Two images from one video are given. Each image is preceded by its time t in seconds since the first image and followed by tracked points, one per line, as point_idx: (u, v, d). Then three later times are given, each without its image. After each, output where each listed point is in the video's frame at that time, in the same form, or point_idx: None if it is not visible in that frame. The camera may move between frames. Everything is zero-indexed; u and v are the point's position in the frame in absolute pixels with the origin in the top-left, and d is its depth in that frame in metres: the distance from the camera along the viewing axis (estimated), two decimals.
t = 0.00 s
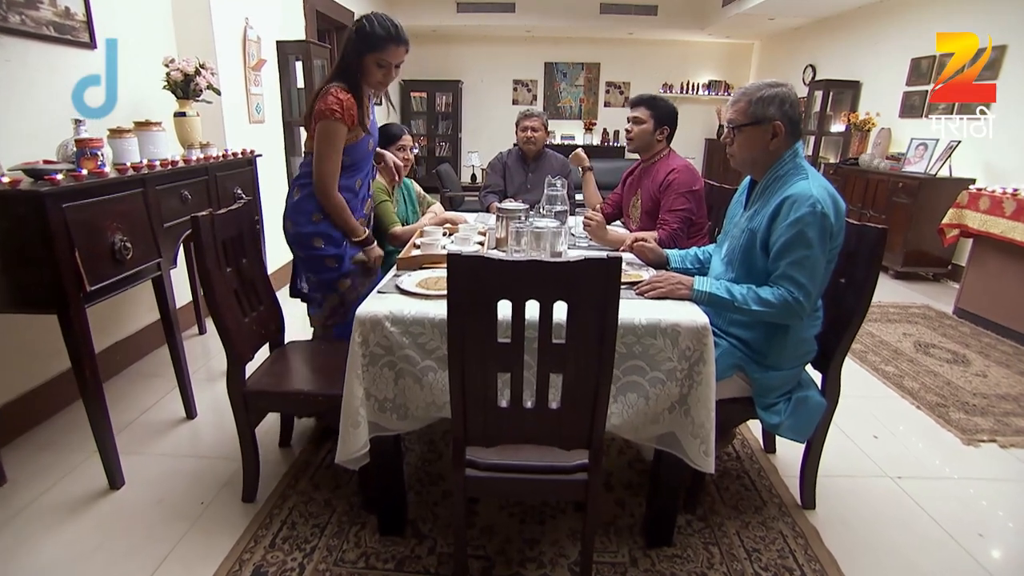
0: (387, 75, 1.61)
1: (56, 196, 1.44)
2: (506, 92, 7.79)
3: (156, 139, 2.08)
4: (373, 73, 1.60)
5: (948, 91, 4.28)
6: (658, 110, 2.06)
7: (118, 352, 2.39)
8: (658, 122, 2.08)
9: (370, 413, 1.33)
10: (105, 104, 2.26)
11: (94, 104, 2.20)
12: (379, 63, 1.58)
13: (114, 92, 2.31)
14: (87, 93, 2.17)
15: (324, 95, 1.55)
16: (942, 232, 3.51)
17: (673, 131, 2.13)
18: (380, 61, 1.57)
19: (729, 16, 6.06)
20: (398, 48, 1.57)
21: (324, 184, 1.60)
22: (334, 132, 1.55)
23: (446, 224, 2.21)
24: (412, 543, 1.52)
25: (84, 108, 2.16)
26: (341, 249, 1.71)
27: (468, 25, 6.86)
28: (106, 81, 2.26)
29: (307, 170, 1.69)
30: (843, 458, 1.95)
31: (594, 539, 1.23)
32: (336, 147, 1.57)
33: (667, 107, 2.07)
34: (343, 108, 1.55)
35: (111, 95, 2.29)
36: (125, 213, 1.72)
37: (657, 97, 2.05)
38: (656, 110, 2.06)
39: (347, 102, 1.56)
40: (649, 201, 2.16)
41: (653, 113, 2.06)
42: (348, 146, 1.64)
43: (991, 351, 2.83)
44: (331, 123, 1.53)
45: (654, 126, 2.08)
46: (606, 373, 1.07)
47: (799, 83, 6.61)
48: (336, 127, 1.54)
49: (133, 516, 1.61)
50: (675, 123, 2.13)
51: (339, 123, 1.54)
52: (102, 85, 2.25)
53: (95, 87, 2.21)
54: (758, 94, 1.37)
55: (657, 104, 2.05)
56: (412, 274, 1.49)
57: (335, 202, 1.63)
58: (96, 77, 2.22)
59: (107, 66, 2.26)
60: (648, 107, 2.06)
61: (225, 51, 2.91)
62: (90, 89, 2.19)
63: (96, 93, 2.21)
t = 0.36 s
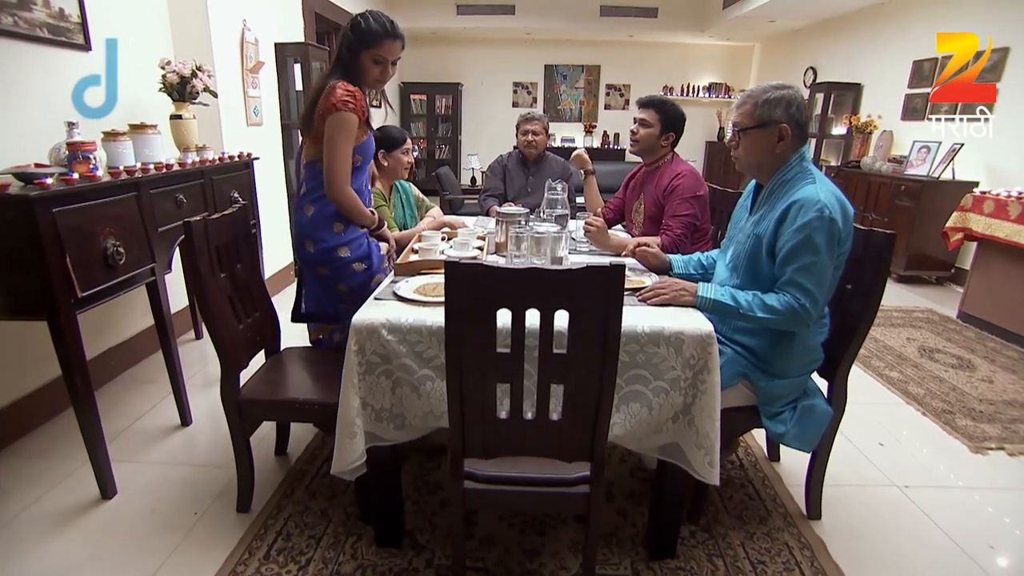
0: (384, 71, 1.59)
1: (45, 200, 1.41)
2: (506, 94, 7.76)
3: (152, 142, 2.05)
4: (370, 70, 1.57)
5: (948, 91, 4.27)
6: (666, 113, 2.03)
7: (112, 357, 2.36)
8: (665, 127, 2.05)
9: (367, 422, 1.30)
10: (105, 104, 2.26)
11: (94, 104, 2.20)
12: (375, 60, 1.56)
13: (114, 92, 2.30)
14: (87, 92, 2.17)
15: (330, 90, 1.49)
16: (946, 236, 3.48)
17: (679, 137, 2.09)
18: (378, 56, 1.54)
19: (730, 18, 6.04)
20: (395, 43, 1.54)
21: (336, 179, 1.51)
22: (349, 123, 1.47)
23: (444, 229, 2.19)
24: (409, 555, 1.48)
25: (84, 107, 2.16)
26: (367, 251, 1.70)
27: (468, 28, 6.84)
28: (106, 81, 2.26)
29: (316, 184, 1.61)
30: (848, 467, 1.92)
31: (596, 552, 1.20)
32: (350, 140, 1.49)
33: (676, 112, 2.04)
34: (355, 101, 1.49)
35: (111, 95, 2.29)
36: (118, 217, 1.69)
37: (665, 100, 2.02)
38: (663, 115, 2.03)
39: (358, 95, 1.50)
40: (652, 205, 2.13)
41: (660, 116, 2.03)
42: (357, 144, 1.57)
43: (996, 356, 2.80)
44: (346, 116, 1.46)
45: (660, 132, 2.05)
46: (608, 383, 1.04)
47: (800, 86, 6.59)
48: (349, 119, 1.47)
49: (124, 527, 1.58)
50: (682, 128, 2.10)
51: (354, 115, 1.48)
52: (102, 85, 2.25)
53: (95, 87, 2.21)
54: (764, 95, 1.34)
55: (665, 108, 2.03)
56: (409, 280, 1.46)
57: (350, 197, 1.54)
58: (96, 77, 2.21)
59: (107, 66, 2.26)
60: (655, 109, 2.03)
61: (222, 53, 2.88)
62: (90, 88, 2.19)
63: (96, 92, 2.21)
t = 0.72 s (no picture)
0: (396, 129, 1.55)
1: (36, 205, 1.38)
2: (506, 97, 7.75)
3: (147, 146, 2.03)
4: (379, 129, 1.53)
5: (948, 92, 4.27)
6: (671, 119, 2.00)
7: (105, 364, 2.32)
8: (670, 133, 2.02)
9: (363, 433, 1.27)
10: (105, 103, 2.26)
11: (93, 103, 2.20)
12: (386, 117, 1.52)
13: (115, 92, 2.30)
14: (86, 92, 2.16)
15: (343, 152, 1.43)
16: (949, 239, 3.46)
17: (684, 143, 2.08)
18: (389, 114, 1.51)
19: (730, 21, 6.03)
20: (402, 99, 1.52)
21: (342, 248, 1.43)
22: (360, 184, 1.40)
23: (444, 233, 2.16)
24: (407, 567, 1.45)
25: (84, 107, 2.15)
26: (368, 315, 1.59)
27: (467, 31, 6.83)
28: (107, 81, 2.26)
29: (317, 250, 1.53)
30: (854, 475, 1.89)
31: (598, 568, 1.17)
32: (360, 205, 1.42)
33: (681, 117, 2.01)
34: (367, 163, 1.42)
35: (111, 95, 2.29)
36: (111, 223, 1.66)
37: (670, 105, 1.98)
38: (668, 121, 2.00)
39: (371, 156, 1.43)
40: (656, 211, 2.11)
41: (664, 122, 2.00)
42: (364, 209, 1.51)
43: (1001, 362, 2.77)
44: (357, 176, 1.39)
45: (665, 138, 2.03)
46: (611, 395, 1.01)
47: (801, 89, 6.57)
48: (361, 179, 1.40)
49: (116, 538, 1.55)
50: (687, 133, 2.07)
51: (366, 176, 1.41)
52: (102, 85, 2.25)
53: (95, 87, 2.21)
54: (769, 100, 1.31)
55: (671, 113, 2.00)
56: (407, 287, 1.43)
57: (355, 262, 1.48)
58: (96, 77, 2.21)
59: (107, 66, 2.26)
60: (658, 113, 2.00)
61: (220, 56, 2.86)
62: (90, 88, 2.19)
63: (95, 92, 2.21)
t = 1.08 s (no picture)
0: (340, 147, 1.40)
1: (27, 203, 1.36)
2: (506, 94, 7.71)
3: (143, 143, 2.00)
4: (323, 153, 1.37)
5: (948, 91, 4.27)
6: (656, 116, 1.97)
7: (101, 364, 2.30)
8: (655, 129, 2.00)
9: (361, 435, 1.25)
10: (105, 103, 2.26)
11: (93, 103, 2.19)
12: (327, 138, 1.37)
13: (115, 93, 2.30)
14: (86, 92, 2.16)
15: (262, 208, 1.27)
16: (953, 237, 3.42)
17: (676, 139, 2.02)
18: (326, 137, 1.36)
19: (732, 17, 5.98)
20: (336, 119, 1.37)
21: (282, 313, 1.29)
22: (282, 246, 1.25)
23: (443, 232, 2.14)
24: (405, 571, 1.43)
25: (84, 108, 2.15)
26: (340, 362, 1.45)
27: (467, 27, 6.79)
28: (106, 81, 2.26)
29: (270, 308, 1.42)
30: (858, 477, 1.87)
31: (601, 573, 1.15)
32: (289, 264, 1.27)
33: (674, 113, 1.97)
34: (287, 217, 1.26)
35: (111, 95, 2.28)
36: (105, 221, 1.64)
37: (657, 102, 1.96)
38: (654, 117, 1.98)
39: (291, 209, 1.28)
40: (658, 210, 2.09)
41: (649, 119, 1.98)
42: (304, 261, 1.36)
43: (1005, 361, 2.75)
44: (278, 238, 1.25)
45: (649, 134, 2.01)
46: (614, 398, 0.99)
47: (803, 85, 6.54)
48: (284, 237, 1.25)
49: (110, 541, 1.53)
50: (680, 128, 2.01)
51: (288, 234, 1.26)
52: (102, 85, 2.24)
53: (95, 87, 2.21)
54: (773, 96, 1.29)
55: (657, 110, 1.97)
56: (406, 287, 1.41)
57: (306, 319, 1.34)
58: (96, 77, 2.21)
59: (106, 66, 2.26)
60: (646, 113, 1.99)
61: (217, 52, 2.83)
62: (90, 88, 2.19)
63: (95, 92, 2.21)
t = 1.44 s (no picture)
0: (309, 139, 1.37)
1: (22, 199, 1.34)
2: (508, 90, 7.67)
3: (142, 138, 1.98)
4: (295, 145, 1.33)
5: (949, 91, 4.29)
6: (666, 109, 1.95)
7: (100, 361, 2.29)
8: (666, 122, 1.97)
9: (361, 434, 1.23)
10: (105, 103, 2.24)
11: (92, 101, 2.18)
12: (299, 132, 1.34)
13: (115, 92, 2.29)
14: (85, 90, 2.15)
15: (232, 208, 1.26)
16: (958, 233, 3.38)
17: (683, 132, 2.00)
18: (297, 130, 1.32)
19: (735, 12, 5.94)
20: (310, 111, 1.34)
21: (265, 312, 1.29)
22: (254, 244, 1.24)
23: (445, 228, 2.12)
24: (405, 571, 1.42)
25: (84, 107, 2.15)
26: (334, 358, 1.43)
27: (468, 22, 6.74)
28: (107, 81, 2.25)
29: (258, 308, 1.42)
30: (863, 476, 1.85)
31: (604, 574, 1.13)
32: (263, 263, 1.26)
33: (679, 105, 1.96)
34: (255, 215, 1.25)
35: (111, 95, 2.27)
36: (102, 217, 1.62)
37: (665, 94, 1.94)
38: (663, 111, 1.95)
39: (260, 206, 1.26)
40: (661, 206, 2.06)
41: (659, 112, 1.95)
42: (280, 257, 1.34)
43: (1011, 359, 2.73)
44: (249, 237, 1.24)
45: (659, 126, 1.97)
46: (618, 398, 0.97)
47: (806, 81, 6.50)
48: (255, 235, 1.24)
49: (108, 539, 1.51)
50: (685, 122, 2.00)
51: (259, 232, 1.24)
52: (103, 85, 2.23)
53: (95, 87, 2.20)
54: (778, 89, 1.27)
55: (665, 103, 1.95)
56: (405, 284, 1.39)
57: (289, 319, 1.33)
58: (96, 77, 2.20)
59: (106, 65, 2.25)
60: (654, 106, 1.96)
61: (216, 47, 2.80)
62: (90, 88, 2.18)
63: (96, 92, 2.20)
